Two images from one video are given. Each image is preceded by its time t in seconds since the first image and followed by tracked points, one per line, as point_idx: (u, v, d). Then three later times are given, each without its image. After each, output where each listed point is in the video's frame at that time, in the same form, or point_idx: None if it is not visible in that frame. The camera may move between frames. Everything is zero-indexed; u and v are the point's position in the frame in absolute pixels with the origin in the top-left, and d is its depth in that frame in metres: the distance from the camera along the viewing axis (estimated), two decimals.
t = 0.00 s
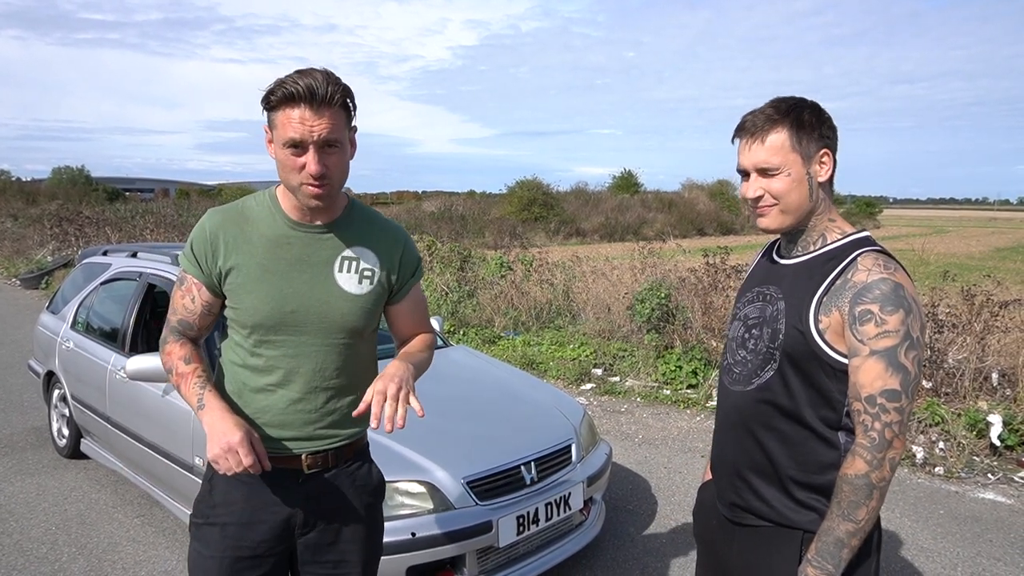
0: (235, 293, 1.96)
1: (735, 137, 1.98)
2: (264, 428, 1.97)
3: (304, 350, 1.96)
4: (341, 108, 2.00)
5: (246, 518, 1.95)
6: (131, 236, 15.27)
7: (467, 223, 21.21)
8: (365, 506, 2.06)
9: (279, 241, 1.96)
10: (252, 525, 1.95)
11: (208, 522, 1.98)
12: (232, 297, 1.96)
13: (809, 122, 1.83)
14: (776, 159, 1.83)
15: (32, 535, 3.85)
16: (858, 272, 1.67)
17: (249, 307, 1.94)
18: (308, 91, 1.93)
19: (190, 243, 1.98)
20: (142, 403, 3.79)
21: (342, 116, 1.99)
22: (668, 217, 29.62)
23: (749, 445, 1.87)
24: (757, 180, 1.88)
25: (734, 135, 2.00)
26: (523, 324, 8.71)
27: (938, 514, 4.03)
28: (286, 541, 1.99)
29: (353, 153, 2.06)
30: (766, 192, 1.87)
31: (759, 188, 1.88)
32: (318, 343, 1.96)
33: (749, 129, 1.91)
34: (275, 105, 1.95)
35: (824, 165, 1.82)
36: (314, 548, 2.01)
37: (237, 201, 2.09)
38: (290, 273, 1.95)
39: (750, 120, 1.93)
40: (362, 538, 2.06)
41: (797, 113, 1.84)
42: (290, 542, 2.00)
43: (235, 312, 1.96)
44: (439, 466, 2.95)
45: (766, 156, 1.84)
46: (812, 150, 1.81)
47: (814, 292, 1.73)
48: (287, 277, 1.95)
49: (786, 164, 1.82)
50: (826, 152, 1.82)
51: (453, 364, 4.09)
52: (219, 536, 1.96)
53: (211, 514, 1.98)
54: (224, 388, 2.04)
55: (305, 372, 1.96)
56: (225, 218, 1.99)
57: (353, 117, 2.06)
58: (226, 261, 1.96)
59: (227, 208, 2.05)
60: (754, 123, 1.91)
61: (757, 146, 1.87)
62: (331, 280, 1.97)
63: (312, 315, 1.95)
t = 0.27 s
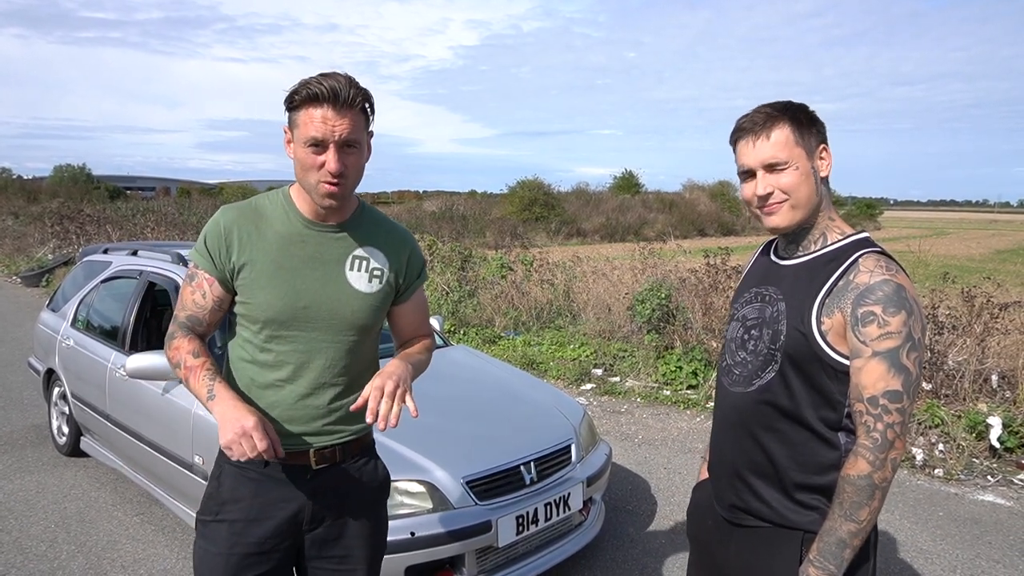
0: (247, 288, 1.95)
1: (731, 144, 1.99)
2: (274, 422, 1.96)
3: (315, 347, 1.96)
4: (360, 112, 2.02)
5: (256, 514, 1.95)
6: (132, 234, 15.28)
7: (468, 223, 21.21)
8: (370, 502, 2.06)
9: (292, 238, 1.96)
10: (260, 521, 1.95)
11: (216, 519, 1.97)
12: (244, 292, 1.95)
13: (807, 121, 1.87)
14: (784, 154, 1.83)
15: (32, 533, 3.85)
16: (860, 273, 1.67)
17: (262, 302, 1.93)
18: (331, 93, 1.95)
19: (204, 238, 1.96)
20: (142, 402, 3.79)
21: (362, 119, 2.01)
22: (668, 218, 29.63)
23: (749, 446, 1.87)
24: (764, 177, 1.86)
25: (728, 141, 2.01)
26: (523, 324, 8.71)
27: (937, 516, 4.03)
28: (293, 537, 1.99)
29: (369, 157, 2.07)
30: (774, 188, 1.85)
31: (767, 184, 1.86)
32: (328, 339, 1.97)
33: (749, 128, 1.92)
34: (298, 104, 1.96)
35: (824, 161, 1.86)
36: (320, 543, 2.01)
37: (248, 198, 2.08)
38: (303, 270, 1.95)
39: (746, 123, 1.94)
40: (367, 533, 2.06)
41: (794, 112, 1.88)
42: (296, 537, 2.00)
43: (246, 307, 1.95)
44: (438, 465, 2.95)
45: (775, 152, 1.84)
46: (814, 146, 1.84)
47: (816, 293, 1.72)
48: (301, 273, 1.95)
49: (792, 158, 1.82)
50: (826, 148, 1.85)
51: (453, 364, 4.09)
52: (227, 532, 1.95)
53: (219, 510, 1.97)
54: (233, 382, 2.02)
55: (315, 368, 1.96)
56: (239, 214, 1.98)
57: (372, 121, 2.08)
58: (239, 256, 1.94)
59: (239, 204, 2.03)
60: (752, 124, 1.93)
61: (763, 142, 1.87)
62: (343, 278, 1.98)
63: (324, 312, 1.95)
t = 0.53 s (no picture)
0: (257, 282, 1.93)
1: (724, 146, 1.98)
2: (282, 418, 1.95)
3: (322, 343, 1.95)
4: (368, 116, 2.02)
5: (268, 508, 1.93)
6: (132, 234, 15.28)
7: (468, 223, 21.20)
8: (379, 497, 2.06)
9: (302, 235, 1.96)
10: (271, 514, 1.93)
11: (228, 513, 1.96)
12: (252, 287, 1.94)
13: (800, 120, 1.87)
14: (780, 154, 1.82)
15: (31, 534, 3.85)
16: (860, 270, 1.66)
17: (271, 297, 1.92)
18: (340, 97, 1.95)
19: (214, 233, 1.94)
20: (142, 402, 3.79)
21: (370, 123, 2.01)
22: (669, 217, 29.61)
23: (749, 447, 1.86)
24: (763, 178, 1.85)
25: (721, 143, 2.00)
26: (523, 324, 8.70)
27: (938, 516, 4.02)
28: (304, 531, 1.97)
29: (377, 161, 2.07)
30: (773, 189, 1.84)
31: (766, 185, 1.84)
32: (336, 336, 1.95)
33: (743, 130, 1.91)
34: (308, 109, 1.96)
35: (818, 160, 1.87)
36: (330, 536, 2.00)
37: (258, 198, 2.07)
38: (313, 267, 1.95)
39: (738, 125, 1.94)
40: (375, 527, 2.06)
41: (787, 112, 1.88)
42: (306, 531, 1.98)
43: (254, 302, 1.93)
44: (437, 466, 2.95)
45: (771, 153, 1.83)
46: (808, 145, 1.85)
47: (816, 291, 1.71)
48: (310, 270, 1.94)
49: (789, 157, 1.82)
50: (818, 147, 1.86)
51: (452, 364, 4.08)
52: (239, 526, 1.93)
53: (232, 504, 1.96)
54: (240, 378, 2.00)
55: (322, 364, 1.95)
56: (250, 211, 1.98)
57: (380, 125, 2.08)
58: (248, 252, 1.94)
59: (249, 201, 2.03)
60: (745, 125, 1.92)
61: (759, 144, 1.86)
62: (351, 275, 1.98)
63: (332, 309, 1.95)
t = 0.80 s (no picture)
0: (264, 280, 1.93)
1: (717, 145, 1.97)
2: (285, 418, 1.93)
3: (326, 343, 1.93)
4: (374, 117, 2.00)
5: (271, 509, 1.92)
6: (130, 234, 15.25)
7: (467, 222, 21.18)
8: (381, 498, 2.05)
9: (309, 234, 1.95)
10: (275, 516, 1.92)
11: (232, 516, 1.95)
12: (258, 285, 1.93)
13: (792, 120, 1.86)
14: (771, 156, 1.82)
15: (28, 534, 3.84)
16: (855, 268, 1.66)
17: (277, 295, 1.91)
18: (347, 99, 1.94)
19: (222, 231, 1.95)
20: (139, 402, 3.78)
21: (376, 125, 1.99)
22: (667, 216, 29.61)
23: (744, 446, 1.85)
24: (754, 181, 1.85)
25: (715, 141, 1.99)
26: (521, 323, 8.70)
27: (936, 514, 4.02)
28: (307, 532, 1.97)
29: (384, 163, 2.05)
30: (765, 192, 1.84)
31: (757, 189, 1.85)
32: (340, 335, 1.94)
33: (735, 131, 1.90)
34: (316, 109, 1.96)
35: (811, 160, 1.86)
36: (333, 539, 1.99)
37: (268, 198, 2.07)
38: (319, 265, 1.94)
39: (731, 124, 1.93)
40: (377, 529, 2.06)
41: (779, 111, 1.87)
42: (309, 533, 1.97)
43: (259, 299, 1.92)
44: (435, 466, 2.94)
45: (763, 155, 1.83)
46: (801, 146, 1.84)
47: (811, 289, 1.71)
48: (316, 268, 1.93)
49: (781, 160, 1.81)
50: (811, 147, 1.85)
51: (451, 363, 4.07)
52: (243, 529, 1.93)
53: (235, 507, 1.95)
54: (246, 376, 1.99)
55: (327, 362, 1.94)
56: (259, 210, 1.98)
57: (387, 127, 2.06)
58: (256, 250, 1.93)
59: (259, 202, 2.03)
60: (737, 125, 1.91)
61: (750, 146, 1.85)
62: (357, 275, 1.97)
63: (338, 308, 1.94)
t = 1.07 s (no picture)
0: (264, 288, 1.91)
1: (712, 143, 1.97)
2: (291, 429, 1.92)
3: (329, 350, 1.93)
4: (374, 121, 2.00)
5: (282, 527, 1.91)
6: (128, 238, 15.25)
7: (466, 223, 21.18)
8: (388, 509, 2.06)
9: (309, 240, 1.94)
10: (286, 535, 1.91)
11: (241, 537, 1.94)
12: (258, 293, 1.91)
13: (787, 118, 1.85)
14: (763, 156, 1.82)
15: (28, 540, 3.83)
16: (847, 267, 1.66)
17: (278, 303, 1.89)
18: (345, 100, 1.96)
19: (219, 239, 1.93)
20: (139, 406, 3.78)
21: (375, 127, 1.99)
22: (666, 216, 29.62)
23: (739, 445, 1.85)
24: (746, 180, 1.86)
25: (710, 139, 1.99)
26: (521, 324, 8.70)
27: (937, 511, 4.02)
28: (318, 549, 1.96)
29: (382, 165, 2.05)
30: (756, 191, 1.85)
31: (749, 188, 1.85)
32: (344, 341, 1.94)
33: (729, 130, 1.91)
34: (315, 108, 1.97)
35: (805, 159, 1.85)
36: (345, 553, 1.98)
37: (264, 203, 2.05)
38: (320, 271, 1.93)
39: (727, 123, 1.93)
40: (386, 540, 2.06)
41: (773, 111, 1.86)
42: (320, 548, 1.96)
43: (260, 308, 1.90)
44: (435, 467, 2.94)
45: (754, 154, 1.83)
46: (794, 145, 1.83)
47: (803, 288, 1.71)
48: (317, 275, 1.92)
49: (773, 160, 1.82)
50: (806, 146, 1.85)
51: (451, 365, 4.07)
52: (254, 550, 1.91)
53: (243, 528, 1.94)
54: (248, 390, 1.97)
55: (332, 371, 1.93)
56: (255, 217, 1.97)
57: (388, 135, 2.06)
58: (255, 257, 1.92)
59: (256, 208, 2.01)
60: (732, 124, 1.91)
61: (743, 145, 1.86)
62: (359, 280, 1.97)
63: (340, 314, 1.93)
